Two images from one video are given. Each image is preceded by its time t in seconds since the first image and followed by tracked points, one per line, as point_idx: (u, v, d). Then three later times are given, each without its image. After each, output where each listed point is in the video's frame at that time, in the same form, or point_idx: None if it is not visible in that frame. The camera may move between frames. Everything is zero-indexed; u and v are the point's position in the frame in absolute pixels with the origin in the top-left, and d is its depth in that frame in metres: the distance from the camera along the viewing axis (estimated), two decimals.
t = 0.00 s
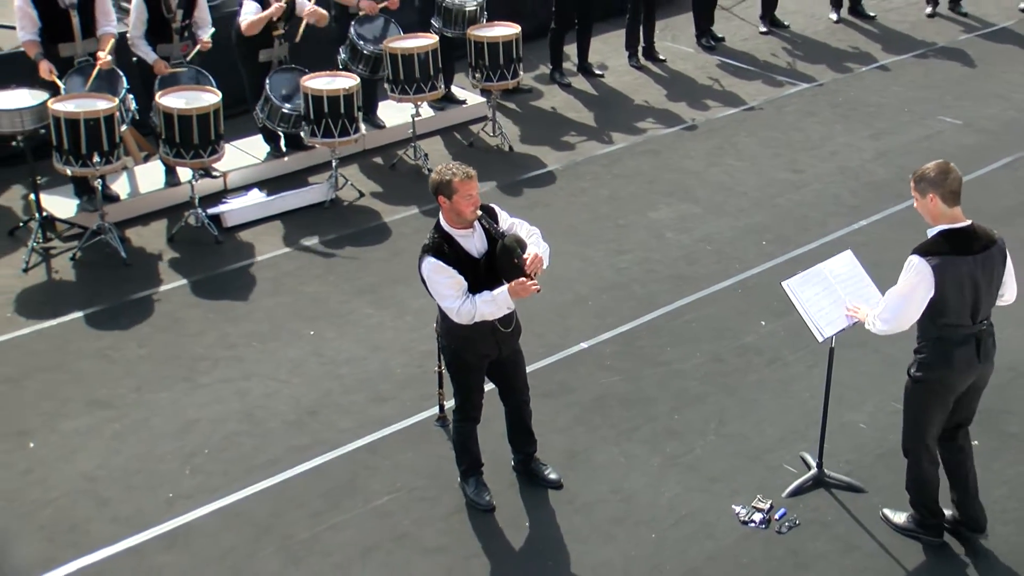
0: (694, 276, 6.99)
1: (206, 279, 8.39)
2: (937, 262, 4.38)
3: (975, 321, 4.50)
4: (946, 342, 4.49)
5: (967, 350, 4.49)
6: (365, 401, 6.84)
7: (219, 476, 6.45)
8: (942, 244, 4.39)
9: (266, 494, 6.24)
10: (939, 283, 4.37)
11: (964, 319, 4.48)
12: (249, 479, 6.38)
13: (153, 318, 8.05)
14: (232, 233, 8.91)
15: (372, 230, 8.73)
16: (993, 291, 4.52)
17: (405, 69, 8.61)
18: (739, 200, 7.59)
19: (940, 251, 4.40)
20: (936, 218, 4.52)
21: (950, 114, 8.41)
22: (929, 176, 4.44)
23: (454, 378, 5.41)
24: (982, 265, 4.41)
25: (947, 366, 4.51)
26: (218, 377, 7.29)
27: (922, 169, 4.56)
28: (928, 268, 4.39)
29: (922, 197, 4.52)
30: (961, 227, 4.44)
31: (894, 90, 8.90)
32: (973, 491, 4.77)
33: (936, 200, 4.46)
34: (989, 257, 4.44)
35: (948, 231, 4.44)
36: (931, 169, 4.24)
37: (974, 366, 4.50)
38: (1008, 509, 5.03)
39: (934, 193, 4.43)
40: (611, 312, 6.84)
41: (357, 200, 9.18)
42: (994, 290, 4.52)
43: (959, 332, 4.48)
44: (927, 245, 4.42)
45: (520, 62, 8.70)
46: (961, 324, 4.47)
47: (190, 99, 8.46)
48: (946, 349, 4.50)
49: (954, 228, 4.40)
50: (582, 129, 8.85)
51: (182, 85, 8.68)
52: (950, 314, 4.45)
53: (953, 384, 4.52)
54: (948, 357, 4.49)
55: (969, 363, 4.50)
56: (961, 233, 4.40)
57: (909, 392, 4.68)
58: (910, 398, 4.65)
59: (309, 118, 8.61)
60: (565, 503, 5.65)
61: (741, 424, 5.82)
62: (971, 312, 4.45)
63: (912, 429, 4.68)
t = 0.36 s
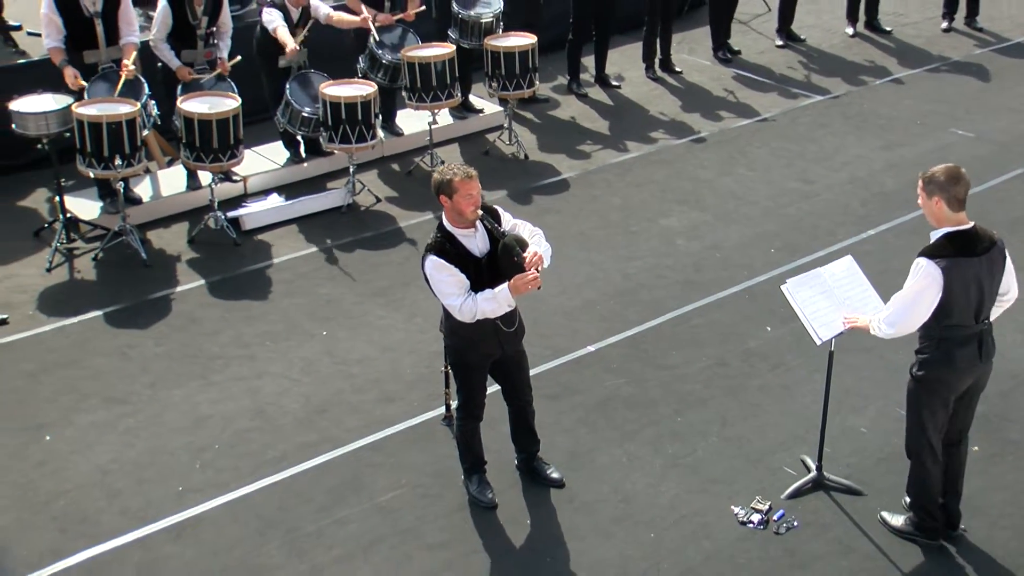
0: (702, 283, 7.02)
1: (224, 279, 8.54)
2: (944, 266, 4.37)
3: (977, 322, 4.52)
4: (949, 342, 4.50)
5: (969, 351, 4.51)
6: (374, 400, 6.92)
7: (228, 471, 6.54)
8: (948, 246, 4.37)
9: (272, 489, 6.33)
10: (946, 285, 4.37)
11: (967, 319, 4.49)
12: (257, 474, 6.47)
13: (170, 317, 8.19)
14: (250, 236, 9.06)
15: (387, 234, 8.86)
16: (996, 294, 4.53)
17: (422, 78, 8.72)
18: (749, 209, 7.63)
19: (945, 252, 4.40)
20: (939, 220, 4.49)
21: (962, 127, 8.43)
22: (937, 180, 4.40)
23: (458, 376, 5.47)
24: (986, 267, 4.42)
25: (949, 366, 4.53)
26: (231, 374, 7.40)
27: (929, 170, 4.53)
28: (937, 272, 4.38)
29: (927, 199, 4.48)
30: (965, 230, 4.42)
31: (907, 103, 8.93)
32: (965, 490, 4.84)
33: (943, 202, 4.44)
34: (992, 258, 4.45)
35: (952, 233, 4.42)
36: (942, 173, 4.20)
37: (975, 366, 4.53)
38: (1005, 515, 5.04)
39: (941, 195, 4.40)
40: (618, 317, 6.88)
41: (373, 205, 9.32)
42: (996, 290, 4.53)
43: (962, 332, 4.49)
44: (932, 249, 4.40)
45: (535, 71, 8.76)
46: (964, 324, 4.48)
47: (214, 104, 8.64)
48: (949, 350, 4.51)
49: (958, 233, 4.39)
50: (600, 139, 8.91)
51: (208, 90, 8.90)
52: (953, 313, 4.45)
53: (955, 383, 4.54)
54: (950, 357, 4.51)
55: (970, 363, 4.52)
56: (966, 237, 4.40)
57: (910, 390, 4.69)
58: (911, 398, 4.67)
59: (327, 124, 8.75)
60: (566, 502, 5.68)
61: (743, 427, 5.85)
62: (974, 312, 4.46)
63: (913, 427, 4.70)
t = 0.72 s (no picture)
0: (714, 287, 7.06)
1: (244, 279, 8.68)
2: (954, 267, 4.36)
3: (984, 321, 4.52)
4: (959, 341, 4.49)
5: (978, 350, 4.51)
6: (386, 398, 7.00)
7: (240, 464, 6.64)
8: (955, 248, 4.37)
9: (284, 482, 6.42)
10: (958, 286, 4.36)
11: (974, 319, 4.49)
12: (269, 468, 6.57)
13: (189, 315, 8.33)
14: (270, 238, 9.22)
15: (404, 237, 9.01)
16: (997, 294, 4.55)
17: (441, 84, 8.83)
18: (762, 217, 7.67)
19: (952, 254, 4.40)
20: (947, 222, 4.47)
21: (977, 138, 8.45)
22: (950, 182, 4.37)
23: (465, 373, 5.51)
24: (992, 267, 4.43)
25: (958, 366, 4.52)
26: (247, 371, 7.52)
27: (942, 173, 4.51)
28: (947, 273, 4.37)
29: (936, 200, 4.46)
30: (972, 234, 4.41)
31: (924, 115, 8.95)
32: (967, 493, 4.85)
33: (952, 205, 4.42)
34: (997, 260, 4.46)
35: (959, 236, 4.41)
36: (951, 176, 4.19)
37: (983, 365, 4.53)
38: (1007, 518, 5.05)
39: (950, 198, 4.39)
40: (629, 319, 6.92)
41: (392, 210, 9.48)
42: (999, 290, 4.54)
43: (971, 332, 4.47)
44: (941, 250, 4.39)
45: (554, 79, 8.85)
46: (973, 324, 4.47)
47: (231, 108, 8.84)
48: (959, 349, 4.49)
49: (965, 236, 4.38)
50: (610, 148, 8.99)
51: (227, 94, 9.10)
52: (966, 314, 4.44)
53: (964, 384, 4.53)
54: (960, 356, 4.50)
55: (979, 362, 4.52)
56: (973, 239, 4.39)
57: (916, 391, 4.66)
58: (919, 400, 4.63)
59: (347, 129, 8.89)
60: (571, 499, 5.72)
61: (748, 429, 5.88)
62: (983, 312, 4.46)
63: (920, 430, 4.67)
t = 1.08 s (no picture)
0: (727, 296, 7.10)
1: (265, 282, 8.82)
2: (949, 273, 4.40)
3: (981, 329, 4.54)
4: (954, 348, 4.53)
5: (973, 357, 4.55)
6: (400, 398, 7.09)
7: (254, 461, 6.75)
8: (952, 254, 4.42)
9: (297, 478, 6.51)
10: (952, 292, 4.40)
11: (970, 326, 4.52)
12: (283, 465, 6.66)
13: (211, 316, 8.48)
14: (293, 242, 9.38)
15: (424, 243, 9.14)
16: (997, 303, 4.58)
17: (462, 94, 8.95)
18: (778, 227, 7.71)
19: (949, 261, 4.43)
20: (948, 228, 4.52)
21: (995, 153, 8.47)
22: (953, 188, 4.41)
23: (475, 373, 5.57)
24: (990, 275, 4.46)
25: (953, 372, 4.56)
26: (265, 370, 7.64)
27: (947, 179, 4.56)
28: (941, 278, 4.41)
29: (938, 206, 4.50)
30: (971, 241, 4.45)
31: (943, 129, 8.98)
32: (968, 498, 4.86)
33: (954, 211, 4.46)
34: (996, 269, 4.49)
35: (958, 242, 4.46)
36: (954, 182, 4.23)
37: (979, 372, 4.56)
38: (1011, 526, 5.05)
39: (952, 204, 4.43)
40: (642, 325, 6.97)
41: (413, 217, 9.63)
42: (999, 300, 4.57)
43: (966, 339, 4.51)
44: (938, 255, 4.43)
45: (575, 91, 8.95)
46: (968, 331, 4.50)
47: (254, 115, 9.04)
48: (952, 355, 4.54)
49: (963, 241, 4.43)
50: (622, 161, 9.05)
51: (251, 102, 9.32)
52: (960, 321, 4.47)
53: (960, 390, 4.56)
54: (955, 362, 4.54)
55: (975, 368, 4.55)
56: (971, 246, 4.43)
57: (914, 398, 4.71)
58: (917, 406, 4.68)
59: (370, 136, 9.04)
60: (578, 500, 5.76)
61: (756, 434, 5.90)
62: (978, 320, 4.48)
63: (918, 436, 4.72)
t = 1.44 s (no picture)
0: (740, 306, 7.13)
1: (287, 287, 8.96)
2: (942, 279, 4.46)
3: (974, 337, 4.59)
4: (944, 355, 4.60)
5: (965, 365, 4.60)
6: (414, 401, 7.16)
7: (269, 459, 6.85)
8: (948, 261, 4.47)
9: (310, 476, 6.60)
10: (943, 297, 4.47)
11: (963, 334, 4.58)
12: (296, 463, 6.75)
13: (233, 319, 8.62)
14: (315, 249, 9.53)
15: (444, 252, 9.25)
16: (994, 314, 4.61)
17: (483, 107, 9.07)
18: (793, 240, 7.75)
19: (945, 268, 4.49)
20: (949, 235, 4.57)
21: (1014, 169, 8.47)
22: (957, 196, 4.46)
23: (483, 374, 5.63)
24: (985, 286, 4.50)
25: (944, 379, 4.62)
26: (283, 372, 7.75)
27: (954, 186, 4.60)
28: (934, 283, 4.48)
29: (941, 213, 4.55)
30: (970, 249, 4.50)
31: (961, 146, 8.99)
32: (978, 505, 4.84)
33: (956, 219, 4.51)
34: (994, 280, 4.52)
35: (958, 249, 4.50)
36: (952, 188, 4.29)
37: (972, 380, 4.61)
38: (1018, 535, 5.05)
39: (954, 211, 4.48)
40: (655, 333, 7.01)
41: (434, 226, 9.76)
42: (996, 311, 4.60)
43: (957, 347, 4.57)
44: (934, 261, 4.49)
45: (594, 104, 9.05)
46: (959, 339, 4.57)
47: (278, 124, 9.22)
48: (942, 361, 4.61)
49: (962, 248, 4.47)
50: (643, 174, 9.11)
51: (275, 112, 9.51)
52: (951, 329, 4.54)
53: (953, 397, 4.62)
54: (945, 369, 4.61)
55: (966, 376, 4.60)
56: (969, 254, 4.48)
57: (912, 406, 4.78)
58: (914, 413, 4.75)
59: (392, 147, 9.18)
60: (585, 502, 5.80)
61: (765, 440, 5.93)
62: (969, 329, 4.54)
63: (916, 443, 4.78)
